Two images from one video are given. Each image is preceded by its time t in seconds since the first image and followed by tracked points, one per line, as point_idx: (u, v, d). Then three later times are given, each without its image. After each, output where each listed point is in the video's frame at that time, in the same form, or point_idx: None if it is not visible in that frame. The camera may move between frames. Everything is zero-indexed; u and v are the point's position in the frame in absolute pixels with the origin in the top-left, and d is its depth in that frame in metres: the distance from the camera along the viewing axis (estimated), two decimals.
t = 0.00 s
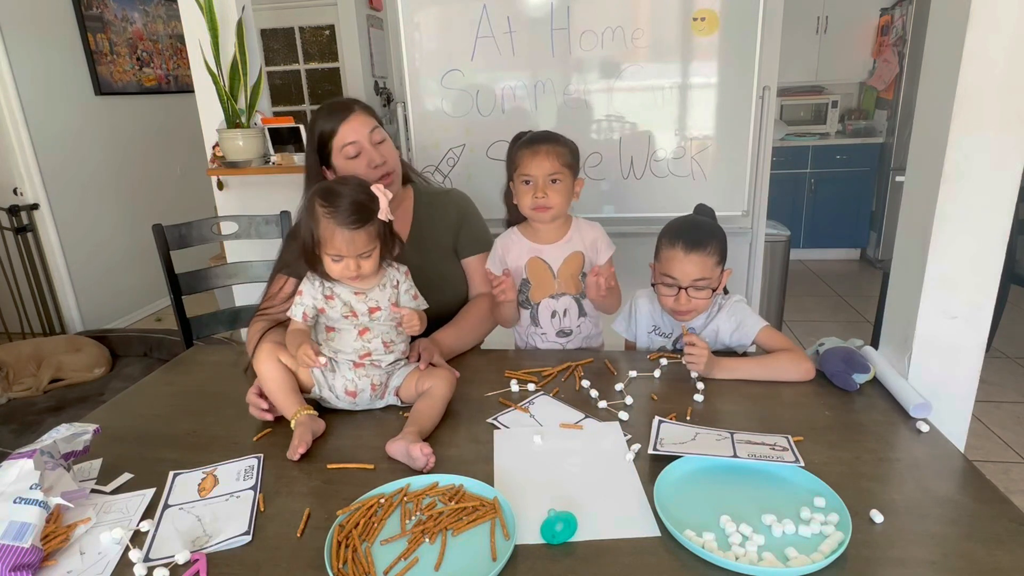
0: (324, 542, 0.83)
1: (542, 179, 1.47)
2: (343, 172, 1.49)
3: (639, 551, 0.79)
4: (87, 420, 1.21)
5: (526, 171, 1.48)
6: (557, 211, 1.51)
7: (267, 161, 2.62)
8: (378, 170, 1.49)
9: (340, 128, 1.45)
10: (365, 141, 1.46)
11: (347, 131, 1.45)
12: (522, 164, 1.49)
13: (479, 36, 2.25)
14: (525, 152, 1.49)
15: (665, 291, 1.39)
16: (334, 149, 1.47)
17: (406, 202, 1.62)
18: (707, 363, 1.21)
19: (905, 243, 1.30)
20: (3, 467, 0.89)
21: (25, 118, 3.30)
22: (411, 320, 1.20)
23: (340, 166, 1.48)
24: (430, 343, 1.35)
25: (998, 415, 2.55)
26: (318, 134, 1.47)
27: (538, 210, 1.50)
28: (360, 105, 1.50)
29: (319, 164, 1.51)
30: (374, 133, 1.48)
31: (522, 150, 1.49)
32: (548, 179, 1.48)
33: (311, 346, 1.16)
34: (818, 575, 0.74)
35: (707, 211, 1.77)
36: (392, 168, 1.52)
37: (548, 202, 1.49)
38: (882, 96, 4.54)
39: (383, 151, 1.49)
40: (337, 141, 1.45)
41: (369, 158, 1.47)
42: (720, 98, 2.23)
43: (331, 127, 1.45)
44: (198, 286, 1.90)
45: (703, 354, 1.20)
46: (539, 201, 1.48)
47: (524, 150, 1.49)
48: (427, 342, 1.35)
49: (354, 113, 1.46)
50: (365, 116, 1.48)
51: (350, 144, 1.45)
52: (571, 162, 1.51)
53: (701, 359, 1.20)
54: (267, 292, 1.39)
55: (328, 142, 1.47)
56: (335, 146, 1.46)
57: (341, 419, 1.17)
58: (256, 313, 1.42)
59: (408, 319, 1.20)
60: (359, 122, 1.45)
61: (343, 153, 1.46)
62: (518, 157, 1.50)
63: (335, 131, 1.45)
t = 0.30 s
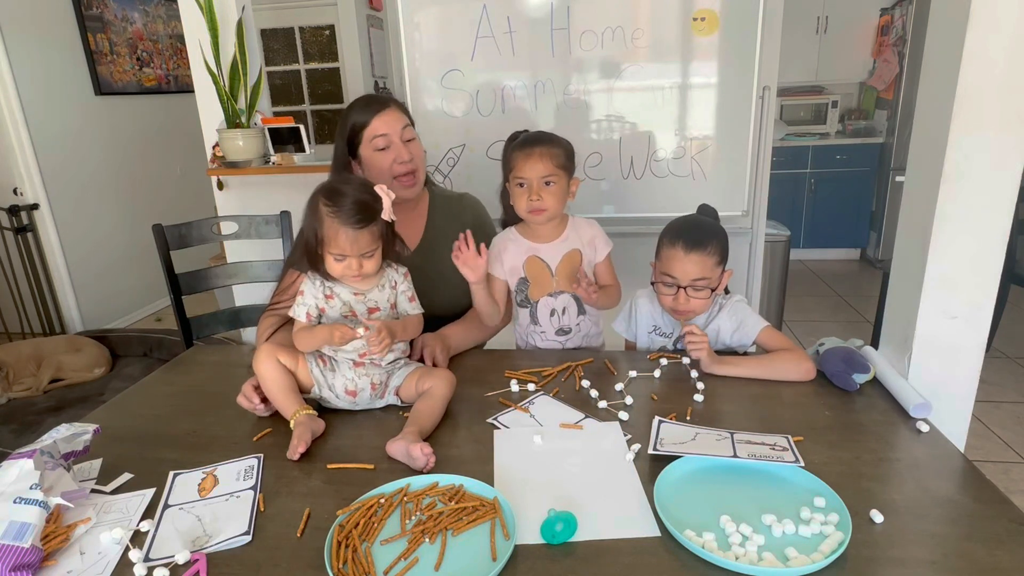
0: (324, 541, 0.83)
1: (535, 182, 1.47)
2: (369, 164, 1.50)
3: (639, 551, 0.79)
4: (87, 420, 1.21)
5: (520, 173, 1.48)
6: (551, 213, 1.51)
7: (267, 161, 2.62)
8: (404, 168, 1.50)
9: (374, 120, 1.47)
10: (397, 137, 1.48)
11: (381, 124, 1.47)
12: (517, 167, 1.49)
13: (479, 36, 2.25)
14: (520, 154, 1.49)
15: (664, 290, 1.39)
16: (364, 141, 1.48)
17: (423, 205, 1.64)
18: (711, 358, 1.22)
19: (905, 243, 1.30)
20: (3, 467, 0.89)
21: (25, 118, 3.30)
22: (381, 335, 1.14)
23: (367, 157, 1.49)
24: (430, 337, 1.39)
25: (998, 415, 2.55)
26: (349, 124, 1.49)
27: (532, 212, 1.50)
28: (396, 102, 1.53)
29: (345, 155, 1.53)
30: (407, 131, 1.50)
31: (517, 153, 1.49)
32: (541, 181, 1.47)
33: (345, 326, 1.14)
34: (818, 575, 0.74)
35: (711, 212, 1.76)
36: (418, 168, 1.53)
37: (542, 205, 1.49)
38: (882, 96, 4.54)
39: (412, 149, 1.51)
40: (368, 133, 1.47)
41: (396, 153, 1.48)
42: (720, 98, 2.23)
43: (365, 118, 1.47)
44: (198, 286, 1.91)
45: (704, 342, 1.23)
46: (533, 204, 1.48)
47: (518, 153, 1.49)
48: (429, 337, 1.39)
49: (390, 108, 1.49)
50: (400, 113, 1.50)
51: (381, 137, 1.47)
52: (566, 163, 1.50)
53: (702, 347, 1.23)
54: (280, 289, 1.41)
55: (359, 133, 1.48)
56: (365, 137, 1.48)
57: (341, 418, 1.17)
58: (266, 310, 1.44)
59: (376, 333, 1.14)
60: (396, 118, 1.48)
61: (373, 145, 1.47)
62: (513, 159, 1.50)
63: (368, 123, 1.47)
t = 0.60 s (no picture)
0: (324, 541, 0.83)
1: (524, 184, 1.47)
2: (398, 158, 1.49)
3: (639, 550, 0.79)
4: (87, 420, 1.21)
5: (509, 176, 1.48)
6: (541, 216, 1.51)
7: (267, 161, 2.63)
8: (431, 169, 1.48)
9: (412, 115, 1.46)
10: (430, 137, 1.47)
11: (417, 120, 1.46)
12: (506, 170, 1.49)
13: (479, 36, 2.25)
14: (508, 158, 1.49)
15: (661, 289, 1.40)
16: (398, 134, 1.48)
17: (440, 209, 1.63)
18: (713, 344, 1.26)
19: (905, 243, 1.30)
20: (3, 467, 0.89)
21: (25, 118, 3.30)
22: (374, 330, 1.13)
23: (397, 150, 1.48)
24: (431, 339, 1.42)
25: (998, 415, 2.55)
26: (387, 115, 1.49)
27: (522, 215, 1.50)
28: (437, 103, 1.53)
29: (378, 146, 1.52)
30: (441, 133, 1.49)
31: (506, 156, 1.50)
32: (529, 185, 1.47)
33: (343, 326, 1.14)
34: (818, 575, 0.74)
35: (713, 213, 1.75)
36: (445, 172, 1.50)
37: (531, 208, 1.49)
38: (882, 96, 4.54)
39: (443, 152, 1.49)
40: (403, 127, 1.47)
41: (426, 152, 1.47)
42: (720, 98, 2.23)
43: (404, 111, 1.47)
44: (198, 286, 1.90)
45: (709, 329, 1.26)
46: (522, 207, 1.49)
47: (508, 157, 1.49)
48: (430, 338, 1.42)
49: (428, 107, 1.48)
50: (439, 114, 1.50)
51: (415, 133, 1.46)
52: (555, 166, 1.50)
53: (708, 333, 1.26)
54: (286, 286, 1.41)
55: (394, 125, 1.48)
56: (400, 130, 1.47)
57: (341, 418, 1.17)
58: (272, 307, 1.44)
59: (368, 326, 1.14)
60: (431, 117, 1.47)
61: (405, 139, 1.47)
62: (503, 163, 1.51)
63: (405, 117, 1.46)
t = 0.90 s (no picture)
0: (324, 541, 0.83)
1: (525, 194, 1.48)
2: (407, 161, 1.48)
3: (639, 551, 0.79)
4: (87, 420, 1.21)
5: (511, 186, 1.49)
6: (543, 226, 1.52)
7: (267, 161, 2.63)
8: (438, 170, 1.45)
9: (422, 117, 1.47)
10: (438, 138, 1.46)
11: (427, 121, 1.46)
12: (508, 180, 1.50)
13: (479, 36, 2.25)
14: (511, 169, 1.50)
15: (660, 289, 1.40)
16: (408, 137, 1.48)
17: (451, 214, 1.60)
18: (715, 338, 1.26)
19: (905, 242, 1.30)
20: (3, 467, 0.89)
21: (25, 118, 3.30)
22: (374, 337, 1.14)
23: (407, 153, 1.48)
24: (435, 340, 1.43)
25: (999, 415, 2.55)
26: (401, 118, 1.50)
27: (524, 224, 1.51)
28: (451, 109, 1.52)
29: (393, 151, 1.53)
30: (451, 135, 1.47)
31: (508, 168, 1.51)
32: (532, 194, 1.49)
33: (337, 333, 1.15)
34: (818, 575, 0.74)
35: (715, 213, 1.75)
36: (454, 175, 1.47)
37: (533, 218, 1.50)
38: (882, 96, 4.54)
39: (452, 155, 1.47)
40: (413, 129, 1.47)
41: (434, 153, 1.45)
42: (720, 98, 2.23)
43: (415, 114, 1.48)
44: (198, 286, 1.90)
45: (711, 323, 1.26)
46: (523, 216, 1.49)
47: (509, 168, 1.50)
48: (434, 339, 1.43)
49: (440, 111, 1.48)
50: (451, 117, 1.49)
51: (424, 135, 1.45)
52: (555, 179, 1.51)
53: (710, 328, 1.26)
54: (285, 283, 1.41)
55: (406, 130, 1.48)
56: (410, 132, 1.47)
57: (342, 418, 1.17)
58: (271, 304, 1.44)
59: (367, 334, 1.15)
60: (442, 120, 1.46)
61: (414, 141, 1.46)
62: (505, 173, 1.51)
63: (415, 118, 1.47)
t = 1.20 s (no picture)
0: (324, 541, 0.83)
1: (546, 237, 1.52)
2: (409, 172, 1.47)
3: (639, 550, 0.79)
4: (87, 420, 1.21)
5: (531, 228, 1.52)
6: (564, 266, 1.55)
7: (267, 161, 2.63)
8: (443, 183, 1.46)
9: (423, 128, 1.46)
10: (442, 149, 1.46)
11: (430, 133, 1.45)
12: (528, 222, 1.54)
13: (479, 36, 2.25)
14: (533, 211, 1.54)
15: (659, 288, 1.40)
16: (410, 147, 1.47)
17: (451, 223, 1.60)
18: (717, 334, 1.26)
19: (905, 242, 1.30)
20: (3, 467, 0.89)
21: (25, 118, 3.30)
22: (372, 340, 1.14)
23: (409, 163, 1.47)
24: (435, 340, 1.43)
25: (999, 415, 2.55)
26: (399, 128, 1.48)
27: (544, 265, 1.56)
28: (451, 115, 1.52)
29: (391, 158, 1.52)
30: (455, 146, 1.48)
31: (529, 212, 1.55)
32: (552, 237, 1.52)
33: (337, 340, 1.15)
34: (818, 575, 0.74)
35: (713, 213, 1.75)
36: (459, 186, 1.48)
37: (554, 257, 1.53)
38: (882, 96, 4.54)
39: (457, 166, 1.48)
40: (415, 140, 1.46)
41: (439, 166, 1.45)
42: (720, 98, 2.23)
43: (416, 124, 1.46)
44: (198, 286, 1.90)
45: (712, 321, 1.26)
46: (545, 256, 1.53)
47: (530, 211, 1.54)
48: (434, 339, 1.43)
49: (442, 119, 1.47)
50: (454, 126, 1.49)
51: (427, 146, 1.45)
52: (574, 222, 1.55)
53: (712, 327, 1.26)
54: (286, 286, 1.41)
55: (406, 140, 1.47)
56: (412, 144, 1.46)
57: (342, 418, 1.17)
58: (264, 302, 1.45)
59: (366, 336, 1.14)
60: (445, 131, 1.46)
61: (417, 153, 1.46)
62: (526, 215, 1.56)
63: (416, 130, 1.46)
